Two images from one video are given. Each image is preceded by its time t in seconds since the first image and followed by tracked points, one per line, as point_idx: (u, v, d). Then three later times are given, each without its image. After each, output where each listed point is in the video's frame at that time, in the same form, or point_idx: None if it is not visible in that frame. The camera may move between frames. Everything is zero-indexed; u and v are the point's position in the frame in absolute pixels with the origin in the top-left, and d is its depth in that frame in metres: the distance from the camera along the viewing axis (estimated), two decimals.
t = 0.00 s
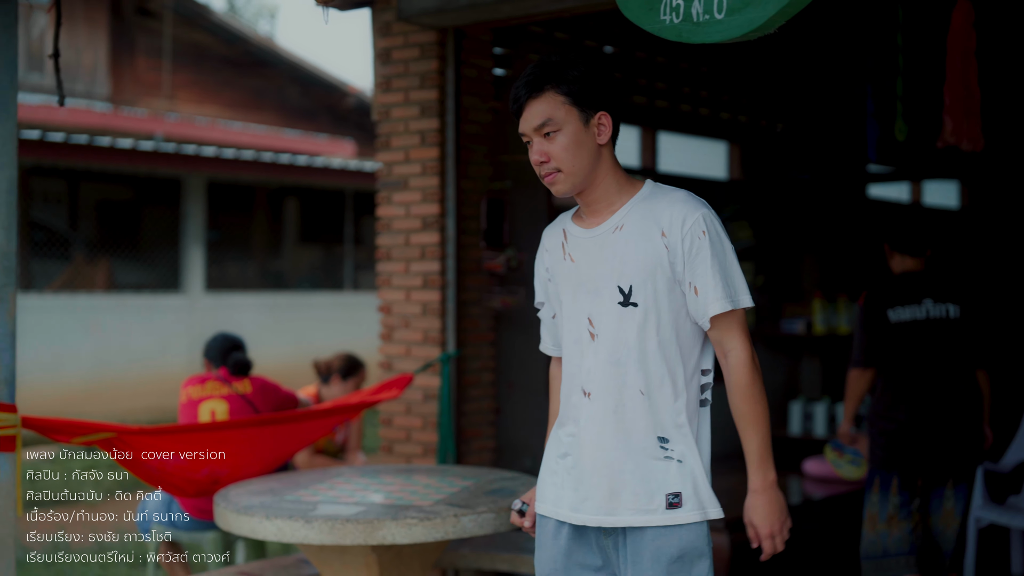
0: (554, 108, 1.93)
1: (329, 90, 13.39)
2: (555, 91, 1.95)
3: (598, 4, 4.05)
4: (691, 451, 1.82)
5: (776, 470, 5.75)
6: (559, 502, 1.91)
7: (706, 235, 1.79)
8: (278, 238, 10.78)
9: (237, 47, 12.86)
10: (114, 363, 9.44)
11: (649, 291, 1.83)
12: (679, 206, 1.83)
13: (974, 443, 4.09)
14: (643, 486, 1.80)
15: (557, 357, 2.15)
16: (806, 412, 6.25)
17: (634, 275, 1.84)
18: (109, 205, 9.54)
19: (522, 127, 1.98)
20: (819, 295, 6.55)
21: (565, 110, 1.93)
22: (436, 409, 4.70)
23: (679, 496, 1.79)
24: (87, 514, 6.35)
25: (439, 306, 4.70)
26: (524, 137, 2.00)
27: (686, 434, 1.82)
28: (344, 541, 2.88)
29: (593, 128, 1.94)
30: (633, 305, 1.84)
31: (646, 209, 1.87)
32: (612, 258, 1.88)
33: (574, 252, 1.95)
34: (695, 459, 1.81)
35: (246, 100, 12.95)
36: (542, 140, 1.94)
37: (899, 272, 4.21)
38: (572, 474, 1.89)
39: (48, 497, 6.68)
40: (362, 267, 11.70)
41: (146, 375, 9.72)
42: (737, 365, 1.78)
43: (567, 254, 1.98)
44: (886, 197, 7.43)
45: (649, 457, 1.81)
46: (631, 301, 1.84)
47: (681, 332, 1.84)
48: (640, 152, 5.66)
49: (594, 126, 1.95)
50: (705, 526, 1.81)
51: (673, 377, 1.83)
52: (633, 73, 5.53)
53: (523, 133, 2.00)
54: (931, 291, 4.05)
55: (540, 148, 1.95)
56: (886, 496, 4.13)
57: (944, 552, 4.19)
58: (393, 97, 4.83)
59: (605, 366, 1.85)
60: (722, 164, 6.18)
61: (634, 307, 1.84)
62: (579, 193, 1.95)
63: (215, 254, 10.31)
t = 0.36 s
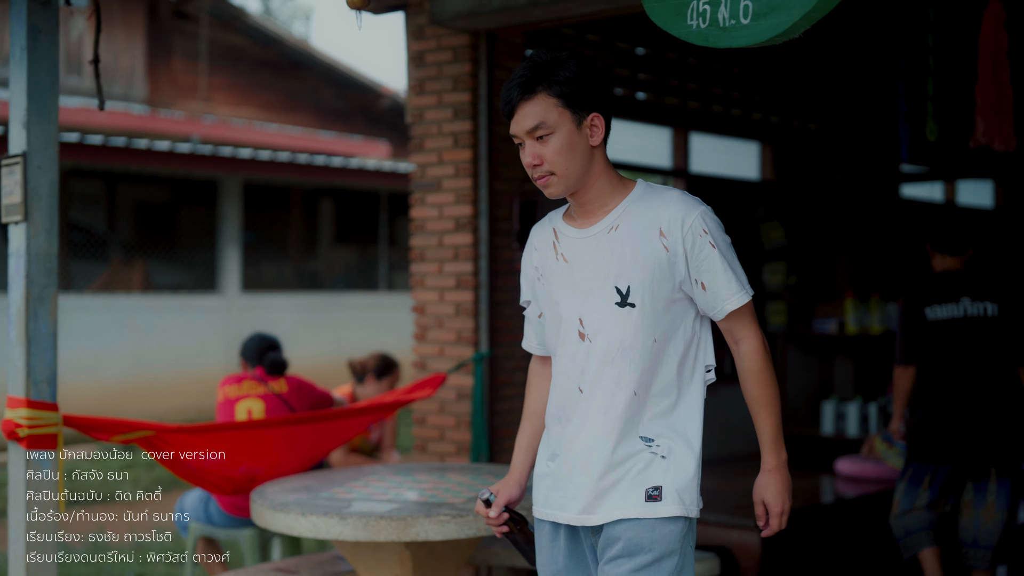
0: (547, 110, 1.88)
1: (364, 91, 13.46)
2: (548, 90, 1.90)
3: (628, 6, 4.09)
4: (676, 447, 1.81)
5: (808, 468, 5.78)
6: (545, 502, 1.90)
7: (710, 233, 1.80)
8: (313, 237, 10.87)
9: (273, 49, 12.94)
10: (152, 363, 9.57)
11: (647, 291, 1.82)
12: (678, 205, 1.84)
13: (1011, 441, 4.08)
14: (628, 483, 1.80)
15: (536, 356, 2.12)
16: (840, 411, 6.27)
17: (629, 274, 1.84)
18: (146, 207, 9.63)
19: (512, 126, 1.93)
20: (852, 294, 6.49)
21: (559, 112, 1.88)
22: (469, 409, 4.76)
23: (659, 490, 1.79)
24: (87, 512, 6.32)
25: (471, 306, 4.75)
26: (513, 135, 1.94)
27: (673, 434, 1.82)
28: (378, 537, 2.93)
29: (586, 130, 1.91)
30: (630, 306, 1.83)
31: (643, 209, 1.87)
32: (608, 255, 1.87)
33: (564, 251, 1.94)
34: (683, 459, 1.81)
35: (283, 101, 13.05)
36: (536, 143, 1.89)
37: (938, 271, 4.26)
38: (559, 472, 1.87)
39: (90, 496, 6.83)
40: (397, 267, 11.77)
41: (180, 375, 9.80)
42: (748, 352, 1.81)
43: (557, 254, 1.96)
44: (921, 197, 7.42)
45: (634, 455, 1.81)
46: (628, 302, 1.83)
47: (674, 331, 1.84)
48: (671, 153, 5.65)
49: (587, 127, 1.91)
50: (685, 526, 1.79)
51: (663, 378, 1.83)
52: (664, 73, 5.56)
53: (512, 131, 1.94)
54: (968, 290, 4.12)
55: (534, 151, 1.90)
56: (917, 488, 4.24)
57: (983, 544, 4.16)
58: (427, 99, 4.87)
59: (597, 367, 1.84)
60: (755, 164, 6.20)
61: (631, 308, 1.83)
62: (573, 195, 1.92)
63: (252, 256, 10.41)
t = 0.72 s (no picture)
0: (549, 115, 1.87)
1: (396, 92, 13.53)
2: (550, 94, 1.88)
3: (655, 8, 4.13)
4: (669, 454, 1.83)
5: (836, 466, 5.81)
6: (541, 507, 1.91)
7: (708, 242, 1.83)
8: (346, 237, 10.96)
9: (305, 50, 13.04)
10: (185, 362, 9.69)
11: (644, 298, 1.83)
12: (677, 211, 1.85)
13: None
14: (624, 492, 1.81)
15: (527, 357, 2.13)
16: (868, 410, 6.28)
17: (626, 282, 1.85)
18: (180, 208, 9.70)
19: (513, 126, 1.92)
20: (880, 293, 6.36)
21: (561, 116, 1.87)
22: (499, 407, 4.80)
23: (652, 501, 1.80)
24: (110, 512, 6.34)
25: (501, 305, 4.81)
26: (513, 134, 1.93)
27: (666, 443, 1.83)
28: (409, 532, 2.97)
29: (588, 134, 1.90)
30: (628, 313, 1.84)
31: (642, 214, 1.88)
32: (606, 261, 1.88)
33: (562, 255, 1.95)
34: (676, 468, 1.83)
35: (315, 103, 13.14)
36: (537, 147, 1.89)
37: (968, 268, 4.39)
38: (555, 479, 1.89)
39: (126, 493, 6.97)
40: (428, 267, 11.84)
41: (214, 373, 9.91)
42: (734, 363, 1.83)
43: (554, 256, 1.96)
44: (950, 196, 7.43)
45: (628, 464, 1.82)
46: (625, 308, 1.84)
47: (669, 339, 1.85)
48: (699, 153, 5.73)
49: (589, 130, 1.90)
50: (675, 535, 1.82)
51: (658, 385, 1.84)
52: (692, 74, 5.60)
53: (512, 130, 1.93)
54: (1000, 288, 4.27)
55: (535, 155, 1.89)
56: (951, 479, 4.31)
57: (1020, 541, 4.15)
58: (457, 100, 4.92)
59: (595, 373, 1.85)
60: (784, 164, 6.36)
61: (629, 315, 1.84)
62: (571, 199, 1.92)
63: (285, 256, 10.50)
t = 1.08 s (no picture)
0: (556, 121, 1.91)
1: (424, 93, 13.59)
2: (559, 99, 1.92)
3: (680, 10, 4.17)
4: (647, 471, 1.88)
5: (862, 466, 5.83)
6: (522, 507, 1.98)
7: (702, 262, 1.86)
8: (374, 238, 11.05)
9: (334, 52, 13.12)
10: (216, 361, 9.78)
11: (631, 313, 1.88)
12: (673, 231, 1.88)
13: None
14: (597, 506, 1.87)
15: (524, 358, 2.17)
16: (894, 410, 6.31)
17: (615, 295, 1.89)
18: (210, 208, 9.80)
19: (518, 126, 1.95)
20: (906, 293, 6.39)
21: (567, 122, 1.91)
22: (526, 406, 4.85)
23: (623, 519, 1.85)
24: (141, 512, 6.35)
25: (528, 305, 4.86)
26: (518, 135, 1.97)
27: (643, 460, 1.88)
28: (436, 527, 3.03)
29: (593, 141, 1.94)
30: (614, 325, 1.89)
31: (638, 229, 1.92)
32: (598, 271, 1.92)
33: (556, 261, 1.99)
34: (651, 486, 1.87)
35: (344, 104, 13.23)
36: (541, 149, 1.93)
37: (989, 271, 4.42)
38: (536, 484, 1.95)
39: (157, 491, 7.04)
40: (456, 267, 11.90)
41: (244, 372, 10.00)
42: (723, 387, 1.86)
43: (550, 261, 2.01)
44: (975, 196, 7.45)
45: (602, 478, 1.87)
46: (612, 321, 1.89)
47: (657, 356, 1.89)
48: (725, 155, 5.79)
49: (595, 137, 1.95)
50: (642, 555, 1.87)
51: (641, 401, 1.88)
52: (718, 76, 5.64)
53: (516, 129, 1.97)
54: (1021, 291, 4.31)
55: (538, 157, 1.93)
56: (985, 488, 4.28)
57: None
58: (485, 102, 4.98)
59: (581, 380, 1.91)
60: (808, 164, 6.36)
61: (615, 326, 1.89)
62: (570, 203, 1.97)
63: (314, 256, 10.58)
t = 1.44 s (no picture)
0: (555, 119, 1.92)
1: (452, 94, 13.66)
2: (557, 96, 1.92)
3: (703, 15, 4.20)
4: (624, 473, 1.89)
5: (884, 468, 5.87)
6: (506, 499, 2.03)
7: (680, 268, 1.85)
8: (403, 239, 11.14)
9: (362, 53, 13.21)
10: (247, 362, 9.88)
11: (604, 314, 1.90)
12: (655, 233, 1.89)
13: None
14: (573, 508, 1.90)
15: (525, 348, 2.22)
16: (918, 412, 6.33)
17: (592, 297, 1.91)
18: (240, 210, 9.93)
19: (516, 122, 1.96)
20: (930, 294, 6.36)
21: (566, 120, 1.92)
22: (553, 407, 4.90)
23: (602, 522, 1.87)
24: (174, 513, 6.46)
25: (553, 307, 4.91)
26: (514, 130, 1.98)
27: (622, 460, 1.90)
28: (460, 526, 3.09)
29: (592, 139, 1.95)
30: (590, 323, 1.92)
31: (621, 230, 1.94)
32: (578, 270, 1.95)
33: (543, 254, 2.03)
34: (628, 488, 1.89)
35: (372, 106, 13.31)
36: (539, 149, 1.94)
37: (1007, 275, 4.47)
38: (518, 476, 1.99)
39: (187, 490, 7.14)
40: (484, 268, 11.96)
41: (274, 373, 10.09)
42: (688, 405, 1.82)
43: (539, 253, 2.06)
44: (1001, 198, 7.45)
45: (581, 478, 1.91)
46: (587, 319, 1.92)
47: (634, 358, 1.91)
48: (749, 157, 5.86)
49: (594, 135, 1.96)
50: (626, 557, 1.88)
51: (615, 401, 1.90)
52: (743, 79, 5.67)
53: (514, 124, 1.98)
54: None
55: (536, 155, 1.95)
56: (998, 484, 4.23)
57: None
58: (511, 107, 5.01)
59: (555, 374, 1.95)
60: (835, 168, 6.40)
61: (590, 325, 1.92)
62: (566, 199, 1.99)
63: (342, 257, 10.67)
